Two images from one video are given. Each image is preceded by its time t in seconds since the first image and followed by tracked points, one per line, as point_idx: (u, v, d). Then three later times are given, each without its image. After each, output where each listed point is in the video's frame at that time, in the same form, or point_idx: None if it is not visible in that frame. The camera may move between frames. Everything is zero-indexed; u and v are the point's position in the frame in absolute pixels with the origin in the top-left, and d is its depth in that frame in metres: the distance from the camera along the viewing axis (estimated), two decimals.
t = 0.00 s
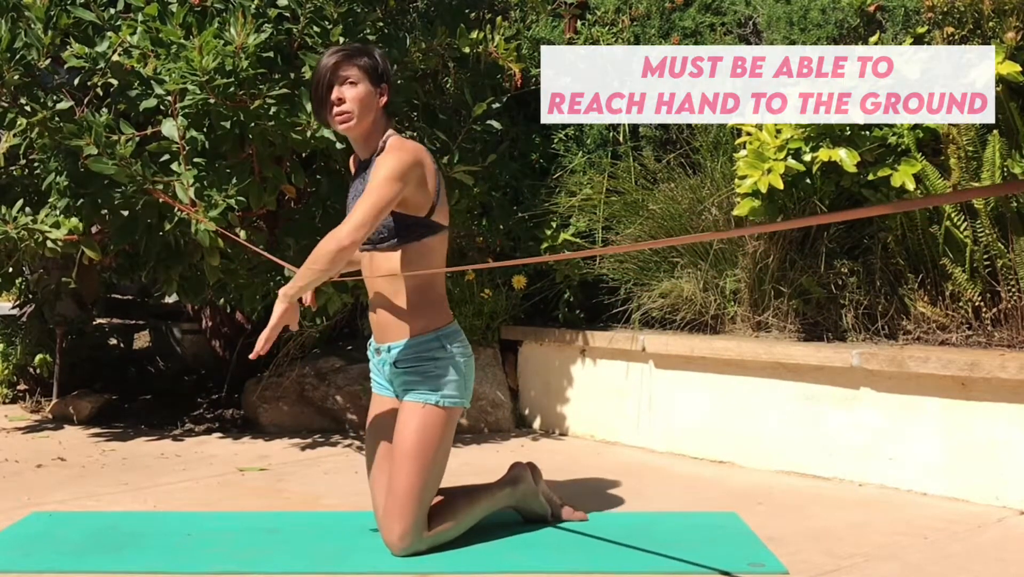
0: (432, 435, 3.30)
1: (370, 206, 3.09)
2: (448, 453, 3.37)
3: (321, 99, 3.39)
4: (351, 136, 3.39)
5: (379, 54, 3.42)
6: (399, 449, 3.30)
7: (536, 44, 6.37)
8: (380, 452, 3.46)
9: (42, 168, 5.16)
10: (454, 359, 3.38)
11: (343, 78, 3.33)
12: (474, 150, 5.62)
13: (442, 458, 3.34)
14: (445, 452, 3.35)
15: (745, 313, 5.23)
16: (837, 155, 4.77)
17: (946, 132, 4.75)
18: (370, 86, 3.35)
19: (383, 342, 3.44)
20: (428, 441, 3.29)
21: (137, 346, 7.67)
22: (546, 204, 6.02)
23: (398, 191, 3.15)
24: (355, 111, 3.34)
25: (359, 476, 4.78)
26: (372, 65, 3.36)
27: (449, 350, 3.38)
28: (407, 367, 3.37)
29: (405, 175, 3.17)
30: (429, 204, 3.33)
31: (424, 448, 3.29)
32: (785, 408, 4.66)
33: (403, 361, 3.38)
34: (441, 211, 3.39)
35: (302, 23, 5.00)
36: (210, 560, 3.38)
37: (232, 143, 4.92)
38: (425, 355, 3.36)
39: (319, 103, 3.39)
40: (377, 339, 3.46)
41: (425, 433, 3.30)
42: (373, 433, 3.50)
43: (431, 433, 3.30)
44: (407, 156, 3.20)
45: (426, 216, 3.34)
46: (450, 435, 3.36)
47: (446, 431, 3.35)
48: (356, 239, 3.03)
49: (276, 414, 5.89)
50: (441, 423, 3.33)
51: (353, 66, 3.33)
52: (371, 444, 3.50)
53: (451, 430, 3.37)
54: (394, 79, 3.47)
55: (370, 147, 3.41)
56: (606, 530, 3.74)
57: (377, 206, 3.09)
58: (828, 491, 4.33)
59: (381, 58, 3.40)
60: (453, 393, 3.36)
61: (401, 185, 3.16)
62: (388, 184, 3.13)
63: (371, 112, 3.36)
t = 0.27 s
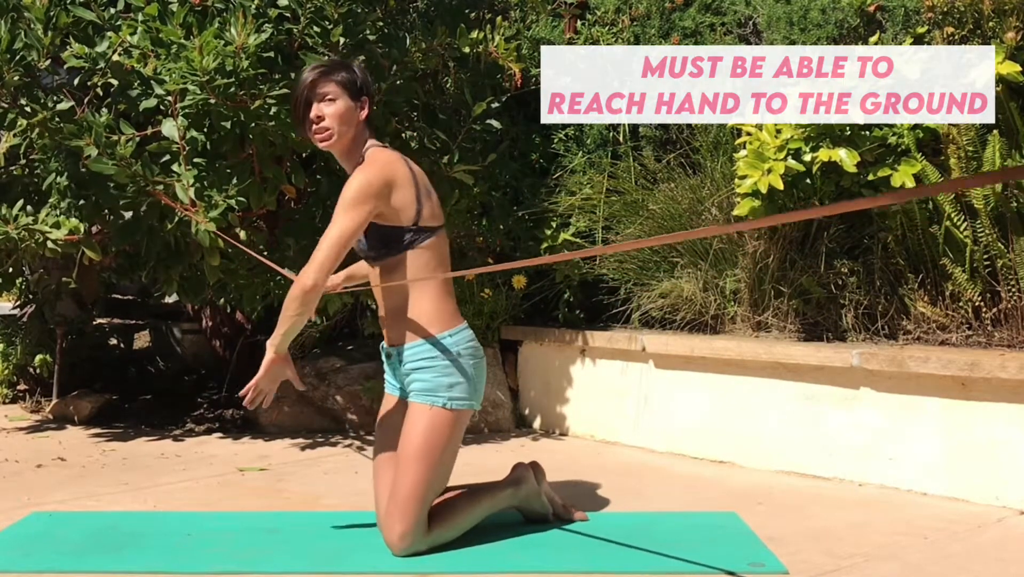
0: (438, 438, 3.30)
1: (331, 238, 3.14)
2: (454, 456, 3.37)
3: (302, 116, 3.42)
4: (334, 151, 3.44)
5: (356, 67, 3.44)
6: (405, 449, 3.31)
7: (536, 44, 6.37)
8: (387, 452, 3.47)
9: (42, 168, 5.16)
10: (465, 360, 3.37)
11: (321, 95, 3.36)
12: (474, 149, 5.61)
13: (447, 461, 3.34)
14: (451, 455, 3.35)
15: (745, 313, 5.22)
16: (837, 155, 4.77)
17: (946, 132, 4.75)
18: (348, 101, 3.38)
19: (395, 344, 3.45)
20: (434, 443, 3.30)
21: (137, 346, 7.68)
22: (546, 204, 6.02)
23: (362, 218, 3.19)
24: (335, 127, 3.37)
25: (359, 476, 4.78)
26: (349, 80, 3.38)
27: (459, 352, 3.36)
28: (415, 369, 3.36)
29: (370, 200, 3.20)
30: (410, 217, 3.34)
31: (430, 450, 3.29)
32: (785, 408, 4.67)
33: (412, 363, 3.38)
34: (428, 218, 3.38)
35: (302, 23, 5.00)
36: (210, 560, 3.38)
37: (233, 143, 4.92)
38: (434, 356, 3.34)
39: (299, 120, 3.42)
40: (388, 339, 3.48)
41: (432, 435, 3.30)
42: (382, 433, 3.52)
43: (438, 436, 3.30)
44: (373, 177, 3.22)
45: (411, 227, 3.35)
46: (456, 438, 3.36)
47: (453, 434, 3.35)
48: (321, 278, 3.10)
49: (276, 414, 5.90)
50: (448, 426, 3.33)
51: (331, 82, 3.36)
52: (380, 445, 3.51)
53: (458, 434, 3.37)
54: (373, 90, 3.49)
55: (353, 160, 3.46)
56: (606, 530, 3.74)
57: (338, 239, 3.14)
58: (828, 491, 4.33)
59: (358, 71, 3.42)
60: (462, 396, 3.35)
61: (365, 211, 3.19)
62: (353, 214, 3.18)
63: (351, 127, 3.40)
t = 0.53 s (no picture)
0: (444, 441, 3.30)
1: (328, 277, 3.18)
2: (459, 460, 3.37)
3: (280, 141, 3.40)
4: (315, 174, 3.41)
5: (331, 87, 3.42)
6: (410, 450, 3.31)
7: (536, 44, 6.37)
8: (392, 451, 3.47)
9: (43, 168, 5.17)
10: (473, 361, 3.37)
11: (298, 119, 3.34)
12: (474, 149, 5.62)
13: (452, 465, 3.34)
14: (456, 458, 3.35)
15: (745, 313, 5.22)
16: (837, 155, 4.77)
17: (946, 133, 4.75)
18: (325, 123, 3.35)
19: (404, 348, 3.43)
20: (439, 446, 3.29)
21: (137, 346, 7.68)
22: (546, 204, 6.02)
23: (355, 250, 3.20)
24: (313, 149, 3.35)
25: (359, 476, 4.78)
26: (325, 101, 3.36)
27: (469, 354, 3.36)
28: (425, 371, 3.36)
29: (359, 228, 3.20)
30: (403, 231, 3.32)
31: (435, 453, 3.29)
32: (785, 408, 4.67)
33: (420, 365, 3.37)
34: (420, 225, 3.36)
35: (302, 23, 5.01)
36: (210, 559, 3.38)
37: (233, 143, 4.92)
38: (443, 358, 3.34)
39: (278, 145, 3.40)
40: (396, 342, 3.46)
41: (438, 437, 3.30)
42: (389, 431, 3.52)
43: (443, 439, 3.30)
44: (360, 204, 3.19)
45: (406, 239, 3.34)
46: (462, 441, 3.36)
47: (459, 438, 3.34)
48: (331, 316, 3.19)
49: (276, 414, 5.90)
50: (453, 431, 3.32)
51: (306, 105, 3.33)
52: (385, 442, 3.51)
53: (464, 436, 3.37)
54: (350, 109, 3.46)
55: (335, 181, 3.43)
56: (606, 530, 3.74)
57: (336, 275, 3.17)
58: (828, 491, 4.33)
59: (333, 92, 3.40)
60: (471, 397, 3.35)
61: (357, 239, 3.20)
62: (345, 246, 3.19)
63: (329, 149, 3.37)
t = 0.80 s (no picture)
0: (454, 444, 3.29)
1: (327, 336, 3.09)
2: (469, 466, 3.36)
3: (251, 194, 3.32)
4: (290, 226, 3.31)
5: (302, 136, 3.32)
6: (420, 451, 3.30)
7: (536, 44, 6.37)
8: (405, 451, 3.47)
9: (42, 168, 5.17)
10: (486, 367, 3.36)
11: (267, 172, 3.25)
12: (474, 149, 5.61)
13: (461, 470, 3.33)
14: (467, 462, 3.34)
15: (745, 313, 5.22)
16: (837, 155, 4.77)
17: (946, 133, 4.75)
18: (295, 174, 3.26)
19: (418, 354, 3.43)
20: (449, 449, 3.29)
21: (137, 346, 7.68)
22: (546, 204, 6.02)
23: (348, 302, 3.12)
24: (284, 202, 3.25)
25: (359, 476, 4.77)
26: (294, 152, 3.26)
27: (483, 358, 3.36)
28: (440, 377, 3.35)
29: (346, 278, 3.12)
30: (389, 266, 3.25)
31: (444, 455, 3.28)
32: (785, 408, 4.67)
33: (435, 370, 3.36)
34: (403, 252, 3.28)
35: (302, 23, 5.03)
36: (210, 560, 3.38)
37: (233, 143, 4.92)
38: (457, 363, 3.34)
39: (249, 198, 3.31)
40: (412, 348, 3.46)
41: (448, 440, 3.29)
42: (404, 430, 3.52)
43: (455, 443, 3.29)
44: (342, 255, 3.13)
45: (395, 272, 3.27)
46: (474, 445, 3.35)
47: (470, 442, 3.33)
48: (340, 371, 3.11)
49: (277, 414, 5.90)
50: (464, 435, 3.31)
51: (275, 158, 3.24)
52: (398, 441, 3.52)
53: (476, 441, 3.35)
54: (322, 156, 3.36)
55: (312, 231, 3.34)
56: (606, 530, 3.74)
57: (336, 333, 3.09)
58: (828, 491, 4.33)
59: (303, 141, 3.30)
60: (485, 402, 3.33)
61: (346, 291, 3.12)
62: (336, 300, 3.10)
63: (302, 201, 3.28)
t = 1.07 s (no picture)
0: (453, 442, 3.30)
1: (329, 348, 3.07)
2: (468, 464, 3.36)
3: (236, 215, 3.24)
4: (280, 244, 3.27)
5: (282, 151, 3.23)
6: (420, 449, 3.31)
7: (536, 44, 6.36)
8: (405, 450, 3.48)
9: (43, 168, 5.17)
10: (482, 364, 3.38)
11: (254, 194, 3.17)
12: (474, 149, 5.61)
13: (459, 468, 3.33)
14: (466, 460, 3.35)
15: (745, 313, 5.22)
16: (837, 155, 4.77)
17: (946, 132, 4.74)
18: (282, 192, 3.19)
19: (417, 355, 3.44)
20: (449, 446, 3.29)
21: (137, 346, 7.68)
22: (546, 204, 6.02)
23: (348, 311, 3.10)
24: (274, 223, 3.19)
25: (359, 476, 4.77)
26: (277, 171, 3.19)
27: (479, 356, 3.38)
28: (437, 375, 3.36)
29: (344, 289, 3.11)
30: (384, 274, 3.24)
31: (444, 453, 3.28)
32: (785, 407, 4.67)
33: (431, 370, 3.38)
34: (398, 259, 3.27)
35: (302, 23, 5.03)
36: (210, 560, 3.38)
37: (233, 143, 4.91)
38: (453, 362, 3.35)
39: (235, 220, 3.23)
40: (408, 350, 3.48)
41: (448, 438, 3.29)
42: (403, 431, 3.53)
43: (454, 441, 3.30)
44: (339, 266, 3.11)
45: (390, 279, 3.26)
46: (473, 443, 3.35)
47: (469, 439, 3.34)
48: (343, 381, 3.08)
49: (277, 414, 5.90)
50: (463, 432, 3.32)
51: (259, 179, 3.16)
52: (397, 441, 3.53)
53: (475, 439, 3.36)
54: (304, 167, 3.29)
55: (304, 244, 3.29)
56: (606, 530, 3.74)
57: (335, 344, 3.06)
58: (828, 491, 4.32)
59: (284, 155, 3.22)
60: (483, 399, 3.35)
61: (347, 303, 3.10)
62: (335, 312, 3.08)
63: (291, 218, 3.22)
